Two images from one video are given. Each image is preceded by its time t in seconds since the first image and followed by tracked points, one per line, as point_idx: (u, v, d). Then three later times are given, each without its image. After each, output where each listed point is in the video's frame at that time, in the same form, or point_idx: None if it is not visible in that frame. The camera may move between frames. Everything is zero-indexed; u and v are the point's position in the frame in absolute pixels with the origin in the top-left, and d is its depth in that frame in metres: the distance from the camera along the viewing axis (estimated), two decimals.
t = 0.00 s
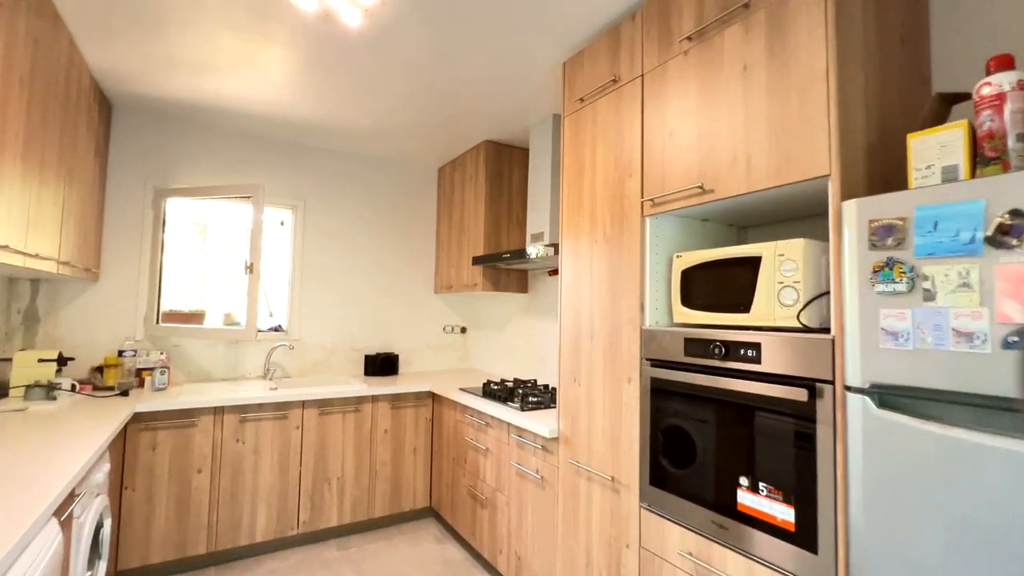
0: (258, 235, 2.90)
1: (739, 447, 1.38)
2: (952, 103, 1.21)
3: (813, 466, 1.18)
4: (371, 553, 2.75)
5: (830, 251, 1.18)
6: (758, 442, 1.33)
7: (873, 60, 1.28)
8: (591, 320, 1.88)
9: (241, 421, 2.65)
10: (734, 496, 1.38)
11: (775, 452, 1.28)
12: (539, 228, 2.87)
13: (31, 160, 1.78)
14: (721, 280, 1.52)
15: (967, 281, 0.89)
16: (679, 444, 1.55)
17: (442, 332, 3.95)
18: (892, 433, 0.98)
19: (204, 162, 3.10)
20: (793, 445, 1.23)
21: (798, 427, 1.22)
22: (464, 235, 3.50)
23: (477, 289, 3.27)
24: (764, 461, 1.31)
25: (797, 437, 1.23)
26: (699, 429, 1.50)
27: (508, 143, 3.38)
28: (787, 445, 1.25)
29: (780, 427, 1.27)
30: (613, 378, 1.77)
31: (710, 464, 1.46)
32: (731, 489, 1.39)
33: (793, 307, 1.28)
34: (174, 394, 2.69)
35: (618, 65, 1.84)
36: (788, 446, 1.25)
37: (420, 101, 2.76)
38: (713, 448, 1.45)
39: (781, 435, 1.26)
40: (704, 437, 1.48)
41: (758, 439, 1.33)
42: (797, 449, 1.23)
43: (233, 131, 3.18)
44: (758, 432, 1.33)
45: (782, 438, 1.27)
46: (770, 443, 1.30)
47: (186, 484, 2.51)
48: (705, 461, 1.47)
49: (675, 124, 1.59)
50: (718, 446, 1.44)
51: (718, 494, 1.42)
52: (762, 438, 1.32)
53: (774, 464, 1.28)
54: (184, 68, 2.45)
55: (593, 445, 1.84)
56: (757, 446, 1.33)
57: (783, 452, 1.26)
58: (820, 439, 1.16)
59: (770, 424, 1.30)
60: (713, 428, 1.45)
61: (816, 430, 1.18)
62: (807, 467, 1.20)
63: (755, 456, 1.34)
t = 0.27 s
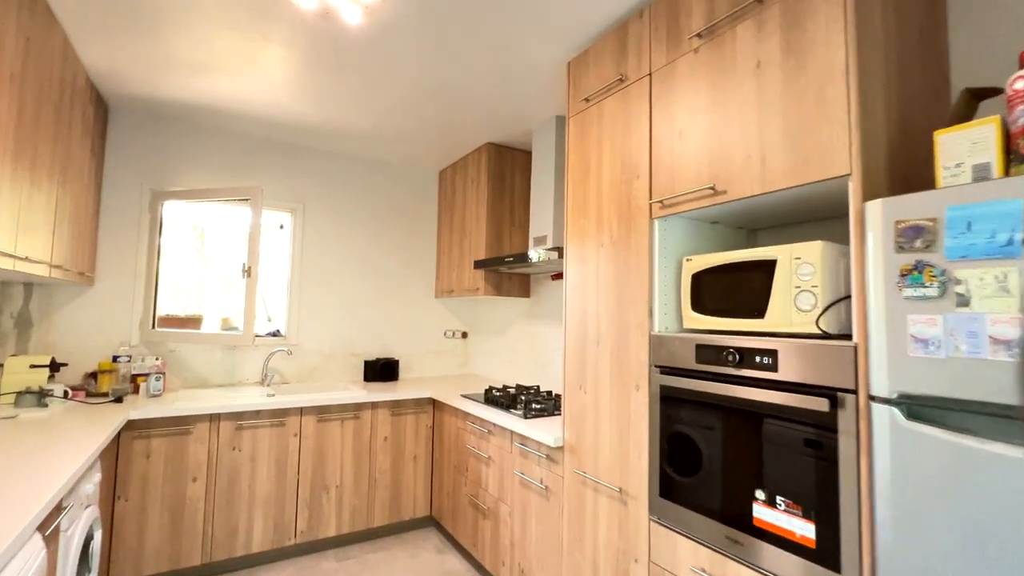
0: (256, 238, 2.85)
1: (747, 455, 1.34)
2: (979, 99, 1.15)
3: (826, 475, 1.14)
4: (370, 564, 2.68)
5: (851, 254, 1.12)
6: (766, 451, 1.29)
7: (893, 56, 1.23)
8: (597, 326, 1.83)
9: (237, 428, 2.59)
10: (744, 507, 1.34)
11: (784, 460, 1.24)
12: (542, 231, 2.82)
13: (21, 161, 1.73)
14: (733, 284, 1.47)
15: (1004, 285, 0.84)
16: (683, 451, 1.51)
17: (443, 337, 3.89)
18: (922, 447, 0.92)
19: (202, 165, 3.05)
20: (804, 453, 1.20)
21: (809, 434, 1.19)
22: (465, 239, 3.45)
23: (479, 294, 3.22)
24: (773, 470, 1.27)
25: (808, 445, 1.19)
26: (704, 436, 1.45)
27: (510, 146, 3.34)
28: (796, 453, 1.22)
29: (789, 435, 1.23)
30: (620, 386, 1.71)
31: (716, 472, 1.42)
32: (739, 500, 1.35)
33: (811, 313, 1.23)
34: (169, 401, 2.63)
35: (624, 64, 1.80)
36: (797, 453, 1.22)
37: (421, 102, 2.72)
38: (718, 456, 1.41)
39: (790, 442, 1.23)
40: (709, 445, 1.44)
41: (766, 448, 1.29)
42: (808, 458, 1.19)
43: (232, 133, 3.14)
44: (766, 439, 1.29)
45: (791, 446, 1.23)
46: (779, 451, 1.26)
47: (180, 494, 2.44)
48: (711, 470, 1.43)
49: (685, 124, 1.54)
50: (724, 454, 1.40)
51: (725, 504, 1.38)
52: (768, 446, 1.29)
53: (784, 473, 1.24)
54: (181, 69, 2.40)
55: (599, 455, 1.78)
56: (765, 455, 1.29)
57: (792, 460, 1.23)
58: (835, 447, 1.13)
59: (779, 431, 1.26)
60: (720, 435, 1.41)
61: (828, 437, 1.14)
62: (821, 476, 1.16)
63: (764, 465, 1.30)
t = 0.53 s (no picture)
0: (254, 242, 2.80)
1: (755, 462, 1.31)
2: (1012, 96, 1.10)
3: (838, 484, 1.12)
4: None
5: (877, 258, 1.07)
6: (774, 459, 1.26)
7: (917, 52, 1.18)
8: (605, 333, 1.77)
9: (234, 436, 2.53)
10: (753, 519, 1.30)
11: (793, 469, 1.21)
12: (546, 235, 2.77)
13: (11, 162, 1.68)
14: (748, 289, 1.41)
15: None
16: (693, 463, 1.46)
17: (444, 342, 3.83)
18: (961, 465, 0.86)
19: (200, 167, 3.01)
20: (813, 461, 1.17)
21: (820, 442, 1.16)
22: (467, 242, 3.40)
23: (481, 298, 3.16)
24: (782, 480, 1.24)
25: (818, 453, 1.16)
26: (711, 444, 1.42)
27: (513, 148, 3.29)
28: (805, 462, 1.19)
29: (799, 442, 1.20)
30: (629, 395, 1.65)
31: (724, 481, 1.38)
32: (747, 510, 1.31)
33: (833, 320, 1.17)
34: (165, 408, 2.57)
35: (633, 63, 1.75)
36: (805, 462, 1.19)
37: (423, 103, 2.67)
38: (726, 463, 1.38)
39: (800, 450, 1.20)
40: (716, 452, 1.41)
41: (774, 455, 1.26)
42: (818, 466, 1.16)
43: (231, 136, 3.09)
44: (774, 447, 1.26)
45: (800, 454, 1.20)
46: (787, 459, 1.23)
47: (175, 504, 2.38)
48: (718, 478, 1.39)
49: (697, 123, 1.49)
50: (731, 461, 1.37)
51: (733, 517, 1.35)
52: (776, 453, 1.25)
53: (793, 482, 1.21)
54: (178, 69, 2.36)
55: (607, 466, 1.72)
56: (774, 463, 1.26)
57: (801, 469, 1.20)
58: (847, 457, 1.10)
59: (788, 439, 1.23)
60: (727, 443, 1.38)
61: (840, 446, 1.12)
62: (833, 485, 1.13)
63: (773, 474, 1.26)
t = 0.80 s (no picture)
0: (253, 244, 2.74)
1: (761, 471, 1.27)
2: None
3: (851, 494, 1.08)
4: None
5: (906, 261, 1.01)
6: (783, 467, 1.22)
7: (944, 45, 1.12)
8: (613, 338, 1.71)
9: (231, 442, 2.47)
10: (762, 532, 1.26)
11: (802, 478, 1.18)
12: (550, 237, 2.72)
13: None
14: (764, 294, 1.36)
15: None
16: (705, 475, 1.40)
17: (446, 347, 3.78)
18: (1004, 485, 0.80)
19: (199, 168, 2.96)
20: (824, 470, 1.13)
21: (831, 450, 1.13)
22: (469, 245, 3.35)
23: (484, 302, 3.10)
24: (792, 491, 1.19)
25: (828, 461, 1.13)
26: (717, 453, 1.37)
27: (516, 149, 3.24)
28: (815, 470, 1.15)
29: (808, 450, 1.17)
30: (640, 402, 1.59)
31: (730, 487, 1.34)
32: (766, 526, 1.25)
33: (858, 326, 1.11)
34: (161, 414, 2.52)
35: (641, 60, 1.70)
36: (815, 470, 1.15)
37: (425, 103, 2.62)
38: (732, 470, 1.34)
39: (810, 458, 1.16)
40: (722, 460, 1.36)
41: (783, 464, 1.22)
42: (829, 475, 1.13)
43: (230, 136, 3.04)
44: (783, 455, 1.22)
45: (810, 462, 1.16)
46: (796, 468, 1.19)
47: (170, 513, 2.32)
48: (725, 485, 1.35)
49: (710, 121, 1.44)
50: (738, 468, 1.33)
51: (741, 531, 1.30)
52: (785, 461, 1.22)
53: (803, 492, 1.17)
54: (175, 68, 2.31)
55: (616, 476, 1.67)
56: (783, 472, 1.22)
57: (811, 478, 1.16)
58: (861, 465, 1.07)
59: (797, 447, 1.19)
60: (734, 449, 1.34)
61: (853, 454, 1.08)
62: (845, 495, 1.09)
63: (782, 483, 1.22)
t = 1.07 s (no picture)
0: (252, 246, 2.68)
1: (773, 477, 1.24)
2: None
3: (868, 503, 1.04)
4: None
5: (947, 265, 0.95)
6: (795, 475, 1.19)
7: (981, 34, 1.06)
8: (625, 344, 1.64)
9: (229, 450, 2.40)
10: (773, 542, 1.22)
11: (816, 486, 1.14)
12: (556, 239, 2.65)
13: None
14: (786, 298, 1.29)
15: None
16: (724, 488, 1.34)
17: (448, 351, 3.71)
18: None
19: (197, 169, 2.90)
20: (838, 479, 1.10)
21: (845, 457, 1.09)
22: (473, 247, 3.28)
23: (487, 305, 3.04)
24: (812, 503, 1.15)
25: (843, 469, 1.09)
26: (726, 460, 1.33)
27: (521, 149, 3.18)
28: (829, 478, 1.11)
29: (822, 458, 1.13)
30: (654, 411, 1.52)
31: (739, 496, 1.30)
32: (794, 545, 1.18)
33: (892, 333, 1.04)
34: (156, 420, 2.45)
35: (654, 55, 1.64)
36: (829, 479, 1.11)
37: (428, 102, 2.57)
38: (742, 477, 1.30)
39: (824, 466, 1.12)
40: (732, 467, 1.32)
41: (796, 471, 1.18)
42: (843, 484, 1.09)
43: (229, 136, 2.98)
44: (795, 462, 1.19)
45: (824, 470, 1.12)
46: (809, 475, 1.16)
47: (165, 523, 2.25)
48: (735, 495, 1.31)
49: (728, 117, 1.38)
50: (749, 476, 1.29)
51: (751, 541, 1.27)
52: (799, 469, 1.18)
53: (821, 504, 1.13)
54: (173, 65, 2.25)
55: (628, 489, 1.60)
56: (796, 480, 1.19)
57: (824, 487, 1.12)
58: (878, 474, 1.03)
59: (810, 455, 1.16)
60: (744, 457, 1.30)
61: (867, 462, 1.05)
62: (864, 505, 1.05)
63: (794, 491, 1.19)
